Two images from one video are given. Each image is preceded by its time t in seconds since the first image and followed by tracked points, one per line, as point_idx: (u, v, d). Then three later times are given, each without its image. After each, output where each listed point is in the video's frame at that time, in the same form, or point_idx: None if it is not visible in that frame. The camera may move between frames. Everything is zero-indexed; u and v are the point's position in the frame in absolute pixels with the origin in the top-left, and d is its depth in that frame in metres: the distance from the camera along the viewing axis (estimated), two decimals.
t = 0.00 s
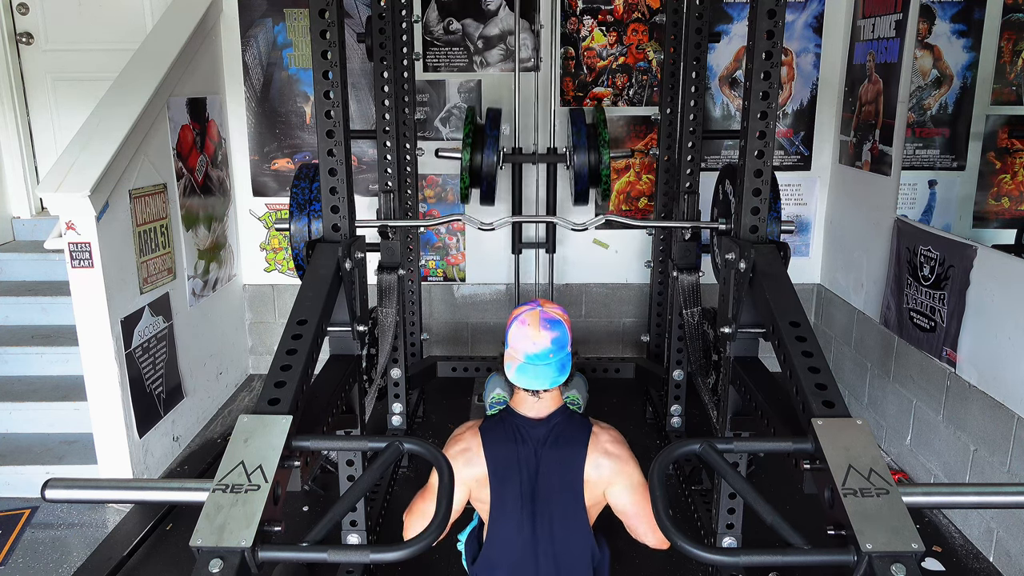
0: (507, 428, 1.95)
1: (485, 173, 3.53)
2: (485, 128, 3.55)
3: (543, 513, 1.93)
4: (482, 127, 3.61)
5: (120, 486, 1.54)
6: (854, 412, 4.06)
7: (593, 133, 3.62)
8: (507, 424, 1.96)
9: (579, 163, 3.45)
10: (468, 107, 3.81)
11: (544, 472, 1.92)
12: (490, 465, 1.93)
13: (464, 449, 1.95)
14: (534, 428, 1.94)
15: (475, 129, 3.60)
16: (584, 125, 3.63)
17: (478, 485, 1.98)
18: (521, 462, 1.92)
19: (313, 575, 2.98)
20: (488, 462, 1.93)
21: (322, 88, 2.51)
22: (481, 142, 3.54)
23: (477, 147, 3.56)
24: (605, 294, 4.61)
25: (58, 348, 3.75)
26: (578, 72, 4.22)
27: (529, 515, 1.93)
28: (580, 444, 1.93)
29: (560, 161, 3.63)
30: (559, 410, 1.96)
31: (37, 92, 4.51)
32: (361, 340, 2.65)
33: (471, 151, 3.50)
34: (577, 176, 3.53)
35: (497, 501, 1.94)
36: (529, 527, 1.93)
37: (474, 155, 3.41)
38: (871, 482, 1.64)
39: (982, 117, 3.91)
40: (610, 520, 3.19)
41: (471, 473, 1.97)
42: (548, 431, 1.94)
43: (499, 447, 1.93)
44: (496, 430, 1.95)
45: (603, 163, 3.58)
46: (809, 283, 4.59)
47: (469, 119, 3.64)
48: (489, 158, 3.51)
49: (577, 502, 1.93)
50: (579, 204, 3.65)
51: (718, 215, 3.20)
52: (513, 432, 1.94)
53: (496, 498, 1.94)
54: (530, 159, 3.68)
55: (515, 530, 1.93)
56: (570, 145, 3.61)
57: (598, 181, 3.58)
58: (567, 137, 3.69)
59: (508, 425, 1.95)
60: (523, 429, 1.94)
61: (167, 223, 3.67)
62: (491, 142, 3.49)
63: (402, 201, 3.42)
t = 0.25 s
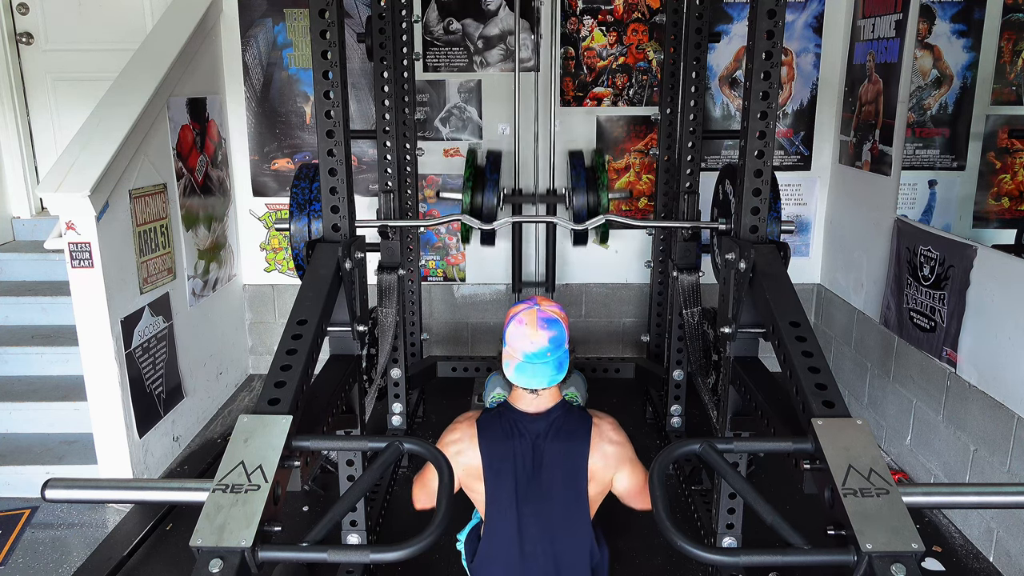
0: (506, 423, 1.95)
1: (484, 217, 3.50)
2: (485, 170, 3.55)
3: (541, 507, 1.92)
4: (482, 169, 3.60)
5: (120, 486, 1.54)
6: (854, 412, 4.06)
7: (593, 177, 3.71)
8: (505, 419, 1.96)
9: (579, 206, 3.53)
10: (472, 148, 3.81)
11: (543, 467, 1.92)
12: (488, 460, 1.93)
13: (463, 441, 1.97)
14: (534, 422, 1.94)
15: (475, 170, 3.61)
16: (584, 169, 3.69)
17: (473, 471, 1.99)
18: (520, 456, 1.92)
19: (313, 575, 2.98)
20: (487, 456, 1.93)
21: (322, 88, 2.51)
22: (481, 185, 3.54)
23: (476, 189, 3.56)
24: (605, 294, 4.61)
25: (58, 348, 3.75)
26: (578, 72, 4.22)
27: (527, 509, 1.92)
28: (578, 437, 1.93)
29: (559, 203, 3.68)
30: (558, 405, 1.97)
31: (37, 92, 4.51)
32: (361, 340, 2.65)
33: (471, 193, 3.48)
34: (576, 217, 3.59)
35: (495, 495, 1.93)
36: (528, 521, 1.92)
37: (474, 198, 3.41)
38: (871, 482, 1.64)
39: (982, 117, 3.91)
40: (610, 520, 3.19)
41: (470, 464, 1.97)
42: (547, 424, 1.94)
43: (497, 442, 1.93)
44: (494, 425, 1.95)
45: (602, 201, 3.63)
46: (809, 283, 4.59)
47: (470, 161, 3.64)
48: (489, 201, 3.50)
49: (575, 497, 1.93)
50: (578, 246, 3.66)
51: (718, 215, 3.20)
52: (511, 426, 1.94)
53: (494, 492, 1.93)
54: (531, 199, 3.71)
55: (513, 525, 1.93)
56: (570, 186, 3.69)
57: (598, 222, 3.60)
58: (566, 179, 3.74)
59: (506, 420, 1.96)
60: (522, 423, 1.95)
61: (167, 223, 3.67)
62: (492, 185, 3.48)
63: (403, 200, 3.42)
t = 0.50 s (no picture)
0: (507, 410, 1.95)
1: (484, 263, 3.58)
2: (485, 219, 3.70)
3: (544, 493, 1.93)
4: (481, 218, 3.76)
5: (120, 486, 1.54)
6: (854, 412, 4.06)
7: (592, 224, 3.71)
8: (506, 406, 1.96)
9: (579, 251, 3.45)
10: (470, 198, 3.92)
11: (545, 453, 1.92)
12: (490, 445, 1.93)
13: (464, 427, 1.97)
14: (535, 406, 1.94)
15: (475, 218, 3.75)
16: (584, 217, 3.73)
17: (474, 458, 1.99)
18: (522, 442, 1.92)
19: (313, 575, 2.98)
20: (489, 442, 1.93)
21: (322, 88, 2.51)
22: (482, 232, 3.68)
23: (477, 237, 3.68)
24: (605, 294, 4.61)
25: (58, 348, 3.75)
26: (578, 72, 4.23)
27: (529, 495, 1.92)
28: (580, 423, 1.94)
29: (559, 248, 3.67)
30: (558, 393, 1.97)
31: (37, 92, 4.51)
32: (361, 340, 2.65)
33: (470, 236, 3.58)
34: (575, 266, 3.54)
35: (497, 482, 1.94)
36: (531, 507, 1.93)
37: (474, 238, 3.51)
38: (871, 482, 1.64)
39: (982, 117, 3.91)
40: (610, 520, 3.19)
41: (472, 450, 1.98)
42: (548, 410, 1.94)
43: (498, 429, 1.93)
44: (495, 413, 1.95)
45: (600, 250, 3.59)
46: (809, 284, 4.59)
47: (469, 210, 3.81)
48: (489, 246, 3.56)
49: (578, 483, 1.93)
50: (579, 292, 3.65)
51: (718, 215, 3.20)
52: (512, 413, 1.94)
53: (496, 478, 1.94)
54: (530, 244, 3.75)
55: (516, 511, 1.93)
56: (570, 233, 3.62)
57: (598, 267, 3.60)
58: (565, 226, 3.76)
59: (506, 407, 1.95)
60: (523, 409, 1.94)
61: (167, 223, 3.67)
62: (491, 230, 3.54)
63: (402, 200, 3.42)
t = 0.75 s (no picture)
0: (507, 400, 1.98)
1: (485, 289, 3.86)
2: (486, 246, 3.85)
3: (542, 484, 1.94)
4: (483, 245, 3.90)
5: (120, 486, 1.54)
6: (854, 412, 4.06)
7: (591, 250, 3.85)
8: (505, 397, 2.00)
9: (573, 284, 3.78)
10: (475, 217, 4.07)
11: (544, 444, 1.94)
12: (490, 434, 1.96)
13: (465, 417, 2.01)
14: (534, 395, 1.97)
15: (477, 244, 3.90)
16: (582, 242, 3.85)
17: (473, 449, 2.01)
18: (521, 431, 1.95)
19: None
20: (488, 431, 1.96)
21: (322, 88, 2.51)
22: (482, 259, 3.85)
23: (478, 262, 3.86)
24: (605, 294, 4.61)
25: (58, 348, 3.75)
26: (578, 72, 4.23)
27: (527, 486, 1.94)
28: (578, 413, 1.97)
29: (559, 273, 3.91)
30: (556, 387, 2.00)
31: (37, 92, 4.51)
32: (361, 340, 2.65)
33: (471, 266, 3.81)
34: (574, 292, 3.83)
35: (496, 472, 1.95)
36: (529, 498, 1.94)
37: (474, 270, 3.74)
38: (871, 482, 1.64)
39: (982, 117, 3.91)
40: (610, 520, 3.19)
41: (471, 441, 2.00)
42: (547, 400, 1.97)
43: (498, 418, 1.96)
44: (494, 403, 1.98)
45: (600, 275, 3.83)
46: (809, 284, 4.59)
47: (472, 233, 3.93)
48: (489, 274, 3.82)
49: (576, 474, 1.94)
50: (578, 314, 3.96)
51: (718, 215, 3.20)
52: (512, 403, 1.98)
53: (495, 468, 1.95)
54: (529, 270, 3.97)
55: (514, 502, 1.94)
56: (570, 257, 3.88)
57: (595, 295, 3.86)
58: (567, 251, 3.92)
59: (506, 398, 1.99)
60: (522, 399, 1.98)
61: (167, 223, 3.67)
62: (491, 260, 3.79)
63: (402, 200, 3.42)
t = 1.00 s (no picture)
0: (506, 403, 1.99)
1: (485, 286, 3.82)
2: (485, 242, 3.83)
3: (542, 486, 1.94)
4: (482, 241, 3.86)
5: (120, 486, 1.54)
6: (854, 412, 4.06)
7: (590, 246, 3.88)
8: (504, 400, 2.00)
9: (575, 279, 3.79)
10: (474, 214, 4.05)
11: (543, 446, 1.94)
12: (489, 437, 1.96)
13: (464, 421, 2.01)
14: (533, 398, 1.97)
15: (476, 239, 3.88)
16: (581, 239, 3.88)
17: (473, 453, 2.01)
18: (520, 434, 1.95)
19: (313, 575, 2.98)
20: (488, 435, 1.96)
21: (322, 88, 2.51)
22: (481, 255, 3.83)
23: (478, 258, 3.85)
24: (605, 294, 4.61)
25: (58, 348, 3.75)
26: (578, 72, 4.23)
27: (527, 488, 1.94)
28: (578, 416, 1.97)
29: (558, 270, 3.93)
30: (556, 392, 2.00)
31: (37, 92, 4.51)
32: (361, 340, 2.65)
33: (471, 262, 3.80)
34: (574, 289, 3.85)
35: (496, 475, 1.95)
36: (529, 501, 1.94)
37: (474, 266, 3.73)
38: (871, 482, 1.64)
39: (982, 117, 3.91)
40: (610, 520, 3.19)
41: (471, 446, 2.00)
42: (546, 403, 1.97)
43: (497, 421, 1.96)
44: (493, 406, 1.99)
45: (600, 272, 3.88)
46: (809, 284, 4.59)
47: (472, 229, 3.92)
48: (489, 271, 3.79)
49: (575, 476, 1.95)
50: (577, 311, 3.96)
51: (718, 215, 3.20)
52: (511, 407, 1.98)
53: (495, 471, 1.95)
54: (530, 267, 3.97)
55: (514, 505, 1.94)
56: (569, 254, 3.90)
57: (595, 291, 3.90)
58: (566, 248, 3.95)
59: (505, 401, 1.99)
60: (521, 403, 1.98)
61: (167, 223, 3.67)
62: (491, 257, 3.78)
63: (403, 200, 3.42)
